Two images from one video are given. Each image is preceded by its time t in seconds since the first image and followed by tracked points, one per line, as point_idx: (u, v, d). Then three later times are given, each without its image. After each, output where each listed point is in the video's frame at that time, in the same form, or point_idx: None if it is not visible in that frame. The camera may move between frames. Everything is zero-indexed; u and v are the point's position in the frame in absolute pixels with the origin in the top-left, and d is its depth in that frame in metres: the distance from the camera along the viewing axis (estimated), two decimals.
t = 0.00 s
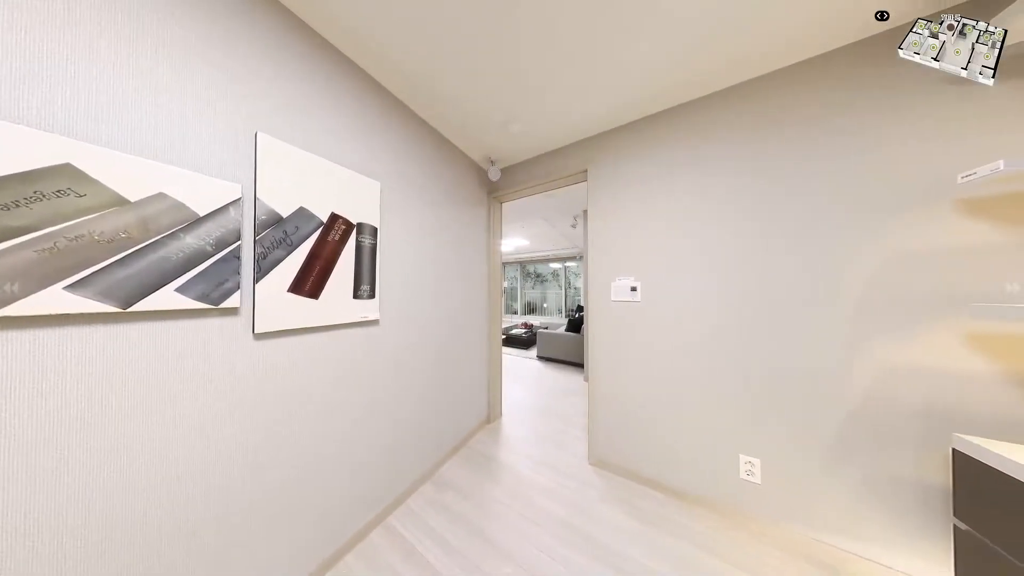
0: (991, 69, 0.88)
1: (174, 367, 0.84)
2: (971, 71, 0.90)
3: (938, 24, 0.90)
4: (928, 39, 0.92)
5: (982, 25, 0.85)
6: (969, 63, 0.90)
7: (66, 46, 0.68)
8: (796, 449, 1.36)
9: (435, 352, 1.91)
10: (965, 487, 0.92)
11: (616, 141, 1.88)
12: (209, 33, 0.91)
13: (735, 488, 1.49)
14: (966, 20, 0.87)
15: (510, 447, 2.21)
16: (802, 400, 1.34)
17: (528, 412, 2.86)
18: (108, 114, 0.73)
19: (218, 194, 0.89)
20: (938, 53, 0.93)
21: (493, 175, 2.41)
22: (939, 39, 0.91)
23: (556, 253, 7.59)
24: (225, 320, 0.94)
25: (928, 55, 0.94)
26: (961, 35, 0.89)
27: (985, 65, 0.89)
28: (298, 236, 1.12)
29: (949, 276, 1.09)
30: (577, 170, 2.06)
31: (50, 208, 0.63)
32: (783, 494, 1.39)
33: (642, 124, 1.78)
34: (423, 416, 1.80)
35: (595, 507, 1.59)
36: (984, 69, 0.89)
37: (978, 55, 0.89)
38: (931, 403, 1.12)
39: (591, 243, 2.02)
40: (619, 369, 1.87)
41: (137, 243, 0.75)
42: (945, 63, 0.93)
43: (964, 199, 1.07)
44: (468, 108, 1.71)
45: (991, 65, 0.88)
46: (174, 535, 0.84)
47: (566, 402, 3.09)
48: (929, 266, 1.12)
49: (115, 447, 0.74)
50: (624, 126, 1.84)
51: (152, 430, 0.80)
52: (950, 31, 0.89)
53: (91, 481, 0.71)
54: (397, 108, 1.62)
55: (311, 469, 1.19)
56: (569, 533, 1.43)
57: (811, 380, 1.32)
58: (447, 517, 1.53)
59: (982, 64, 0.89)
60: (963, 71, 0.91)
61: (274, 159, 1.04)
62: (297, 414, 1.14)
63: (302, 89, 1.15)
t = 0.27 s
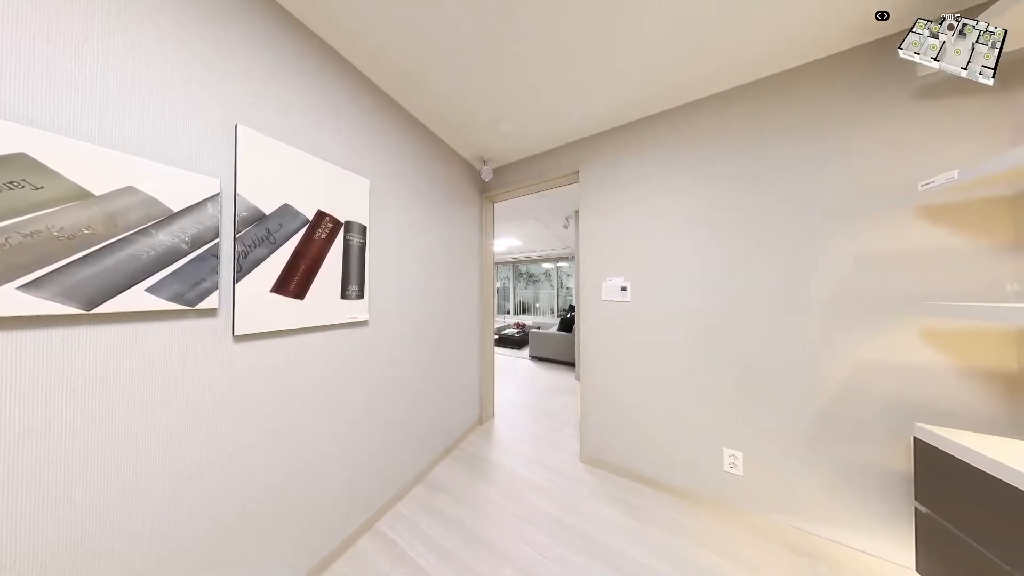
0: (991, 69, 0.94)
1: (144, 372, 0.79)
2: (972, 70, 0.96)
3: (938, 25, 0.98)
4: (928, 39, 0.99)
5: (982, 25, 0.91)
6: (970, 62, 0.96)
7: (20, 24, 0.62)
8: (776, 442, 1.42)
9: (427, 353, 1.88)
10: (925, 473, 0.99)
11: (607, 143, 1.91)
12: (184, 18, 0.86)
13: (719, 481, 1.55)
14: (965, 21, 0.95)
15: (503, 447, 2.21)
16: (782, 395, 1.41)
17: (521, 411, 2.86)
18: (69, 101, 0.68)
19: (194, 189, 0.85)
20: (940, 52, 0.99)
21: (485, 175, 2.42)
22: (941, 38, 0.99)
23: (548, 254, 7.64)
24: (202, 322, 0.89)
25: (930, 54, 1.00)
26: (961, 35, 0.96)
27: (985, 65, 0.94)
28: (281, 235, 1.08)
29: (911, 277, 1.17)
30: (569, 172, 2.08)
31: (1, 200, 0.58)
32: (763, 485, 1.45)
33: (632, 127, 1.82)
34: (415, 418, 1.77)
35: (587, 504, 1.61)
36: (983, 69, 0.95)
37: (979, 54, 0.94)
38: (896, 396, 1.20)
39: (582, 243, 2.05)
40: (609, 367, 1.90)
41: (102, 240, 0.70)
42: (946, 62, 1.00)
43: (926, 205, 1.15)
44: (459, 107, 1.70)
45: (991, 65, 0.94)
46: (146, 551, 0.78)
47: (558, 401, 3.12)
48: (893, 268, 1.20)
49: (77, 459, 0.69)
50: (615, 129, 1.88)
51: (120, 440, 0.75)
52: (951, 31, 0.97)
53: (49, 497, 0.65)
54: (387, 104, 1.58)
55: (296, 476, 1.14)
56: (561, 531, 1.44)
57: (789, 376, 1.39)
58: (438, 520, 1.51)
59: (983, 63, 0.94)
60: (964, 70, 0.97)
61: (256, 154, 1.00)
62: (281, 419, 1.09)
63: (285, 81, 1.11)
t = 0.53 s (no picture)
0: (990, 69, 0.91)
1: (108, 380, 0.73)
2: (972, 71, 0.93)
3: (938, 25, 0.95)
4: (928, 39, 0.97)
5: (983, 25, 0.87)
6: (970, 63, 0.92)
7: None
8: (756, 435, 1.49)
9: (418, 354, 1.84)
10: (887, 460, 1.07)
11: (598, 146, 1.94)
12: None
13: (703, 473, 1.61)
14: (966, 20, 0.91)
15: (495, 447, 2.20)
16: (761, 390, 1.48)
17: (513, 411, 2.86)
18: (21, 83, 0.62)
19: (165, 183, 0.79)
20: (939, 52, 0.97)
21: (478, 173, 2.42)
22: (939, 39, 0.96)
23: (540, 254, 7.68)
24: (174, 324, 0.83)
25: (928, 55, 0.98)
26: (959, 36, 0.93)
27: (986, 65, 0.91)
28: (262, 232, 1.03)
29: (875, 278, 1.26)
30: (560, 173, 2.10)
31: None
32: (744, 476, 1.52)
33: (622, 131, 1.86)
34: (405, 421, 1.73)
35: (579, 502, 1.63)
36: (983, 69, 0.91)
37: (979, 54, 0.91)
38: (862, 388, 1.29)
39: (574, 244, 2.07)
40: (600, 366, 1.94)
41: (58, 237, 0.64)
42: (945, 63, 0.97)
43: (889, 211, 1.24)
44: (450, 105, 1.67)
45: (992, 65, 0.90)
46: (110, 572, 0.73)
47: (550, 401, 3.14)
48: (860, 269, 1.28)
49: (29, 476, 0.63)
50: (606, 132, 1.91)
51: (80, 453, 0.69)
52: (951, 31, 0.94)
53: None
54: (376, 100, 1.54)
55: (278, 484, 1.09)
56: (552, 529, 1.45)
57: (768, 372, 1.46)
58: (429, 524, 1.49)
59: (983, 64, 0.91)
60: (964, 71, 0.93)
61: (235, 147, 0.95)
62: (263, 425, 1.05)
63: (266, 72, 1.06)
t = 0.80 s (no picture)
0: (991, 69, 0.88)
1: (62, 389, 0.66)
2: (972, 71, 0.91)
3: (937, 24, 0.94)
4: (928, 39, 0.95)
5: (983, 24, 0.86)
6: (969, 63, 0.91)
7: None
8: (737, 428, 1.56)
9: (408, 356, 1.80)
10: (854, 448, 1.14)
11: (589, 148, 1.97)
12: None
13: (689, 467, 1.67)
14: (966, 20, 0.90)
15: (487, 448, 2.19)
16: (742, 386, 1.54)
17: (505, 411, 2.85)
18: None
19: (130, 175, 0.74)
20: (939, 53, 0.95)
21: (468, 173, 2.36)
22: (938, 39, 0.94)
23: (532, 254, 7.70)
24: (140, 326, 0.77)
25: (928, 55, 0.96)
26: (960, 36, 0.91)
27: (985, 65, 0.89)
28: (240, 229, 0.97)
29: (844, 278, 1.34)
30: (552, 173, 2.11)
31: None
32: (727, 468, 1.58)
33: (612, 134, 1.89)
34: (394, 425, 1.69)
35: (570, 500, 1.64)
36: (984, 69, 0.89)
37: (979, 55, 0.89)
38: (833, 383, 1.37)
39: (565, 244, 2.09)
40: (590, 365, 1.96)
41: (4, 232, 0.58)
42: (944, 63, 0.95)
43: (858, 216, 1.33)
44: (440, 103, 1.64)
45: (992, 65, 0.88)
46: None
47: (542, 400, 3.15)
48: (831, 270, 1.36)
49: None
50: (597, 135, 1.94)
51: (28, 471, 0.63)
52: (950, 31, 0.92)
53: None
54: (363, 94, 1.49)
55: (257, 494, 1.04)
56: (544, 528, 1.45)
57: (748, 369, 1.53)
58: (419, 528, 1.45)
59: (982, 64, 0.89)
60: (963, 71, 0.92)
61: (210, 138, 0.89)
62: (240, 433, 0.99)
63: (243, 60, 1.00)
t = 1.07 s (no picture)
0: (991, 70, 0.78)
1: (10, 400, 0.60)
2: (971, 71, 0.81)
3: (937, 24, 0.86)
4: (926, 39, 0.87)
5: (986, 22, 0.77)
6: (968, 64, 0.81)
7: None
8: (719, 423, 1.62)
9: (397, 358, 1.75)
10: (825, 439, 1.22)
11: (579, 150, 1.99)
12: None
13: (674, 461, 1.72)
14: (966, 20, 0.81)
15: (478, 449, 2.17)
16: (723, 382, 1.61)
17: (496, 412, 2.84)
18: None
19: (88, 165, 0.67)
20: (937, 54, 0.86)
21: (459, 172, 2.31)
22: (939, 39, 0.86)
23: (523, 254, 7.72)
24: (100, 329, 0.71)
25: (927, 56, 0.87)
26: (961, 35, 0.82)
27: (985, 65, 0.79)
28: (215, 226, 0.91)
29: (815, 279, 1.43)
30: (543, 174, 2.12)
31: None
32: (710, 461, 1.65)
33: (602, 136, 1.92)
34: (382, 429, 1.64)
35: (561, 498, 1.65)
36: (983, 69, 0.79)
37: (978, 56, 0.80)
38: (805, 377, 1.45)
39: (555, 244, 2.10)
40: (580, 364, 1.99)
41: None
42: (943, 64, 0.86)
43: (828, 221, 1.41)
44: (430, 100, 1.61)
45: (991, 66, 0.78)
46: None
47: (533, 400, 3.16)
48: (803, 271, 1.45)
49: None
50: (587, 137, 1.96)
51: None
52: (950, 31, 0.84)
53: None
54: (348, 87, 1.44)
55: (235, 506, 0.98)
56: (535, 527, 1.45)
57: (729, 365, 1.59)
58: (408, 533, 1.42)
59: (981, 64, 0.79)
60: (962, 71, 0.82)
61: (180, 127, 0.83)
62: (213, 442, 0.93)
63: (216, 45, 0.94)
